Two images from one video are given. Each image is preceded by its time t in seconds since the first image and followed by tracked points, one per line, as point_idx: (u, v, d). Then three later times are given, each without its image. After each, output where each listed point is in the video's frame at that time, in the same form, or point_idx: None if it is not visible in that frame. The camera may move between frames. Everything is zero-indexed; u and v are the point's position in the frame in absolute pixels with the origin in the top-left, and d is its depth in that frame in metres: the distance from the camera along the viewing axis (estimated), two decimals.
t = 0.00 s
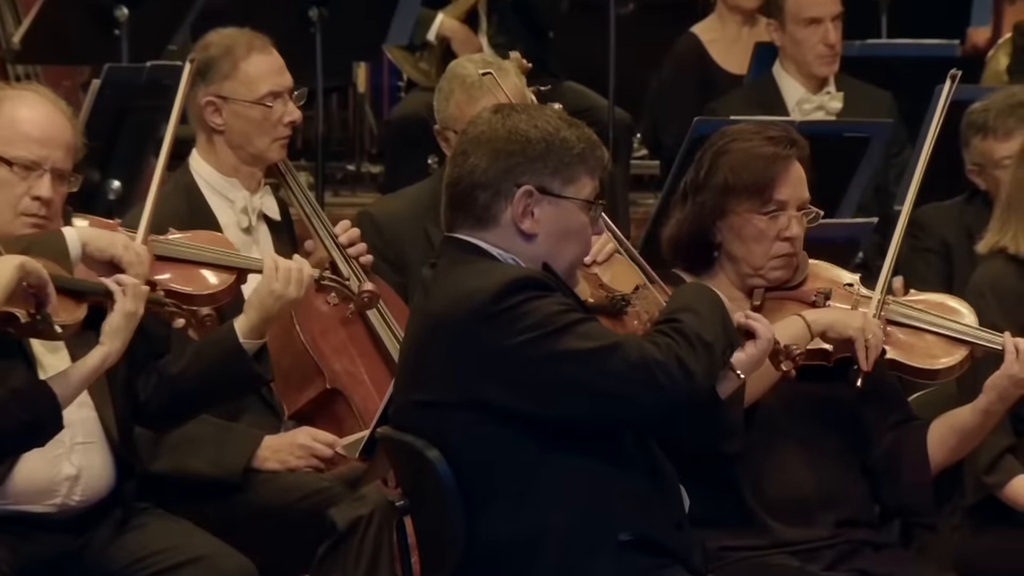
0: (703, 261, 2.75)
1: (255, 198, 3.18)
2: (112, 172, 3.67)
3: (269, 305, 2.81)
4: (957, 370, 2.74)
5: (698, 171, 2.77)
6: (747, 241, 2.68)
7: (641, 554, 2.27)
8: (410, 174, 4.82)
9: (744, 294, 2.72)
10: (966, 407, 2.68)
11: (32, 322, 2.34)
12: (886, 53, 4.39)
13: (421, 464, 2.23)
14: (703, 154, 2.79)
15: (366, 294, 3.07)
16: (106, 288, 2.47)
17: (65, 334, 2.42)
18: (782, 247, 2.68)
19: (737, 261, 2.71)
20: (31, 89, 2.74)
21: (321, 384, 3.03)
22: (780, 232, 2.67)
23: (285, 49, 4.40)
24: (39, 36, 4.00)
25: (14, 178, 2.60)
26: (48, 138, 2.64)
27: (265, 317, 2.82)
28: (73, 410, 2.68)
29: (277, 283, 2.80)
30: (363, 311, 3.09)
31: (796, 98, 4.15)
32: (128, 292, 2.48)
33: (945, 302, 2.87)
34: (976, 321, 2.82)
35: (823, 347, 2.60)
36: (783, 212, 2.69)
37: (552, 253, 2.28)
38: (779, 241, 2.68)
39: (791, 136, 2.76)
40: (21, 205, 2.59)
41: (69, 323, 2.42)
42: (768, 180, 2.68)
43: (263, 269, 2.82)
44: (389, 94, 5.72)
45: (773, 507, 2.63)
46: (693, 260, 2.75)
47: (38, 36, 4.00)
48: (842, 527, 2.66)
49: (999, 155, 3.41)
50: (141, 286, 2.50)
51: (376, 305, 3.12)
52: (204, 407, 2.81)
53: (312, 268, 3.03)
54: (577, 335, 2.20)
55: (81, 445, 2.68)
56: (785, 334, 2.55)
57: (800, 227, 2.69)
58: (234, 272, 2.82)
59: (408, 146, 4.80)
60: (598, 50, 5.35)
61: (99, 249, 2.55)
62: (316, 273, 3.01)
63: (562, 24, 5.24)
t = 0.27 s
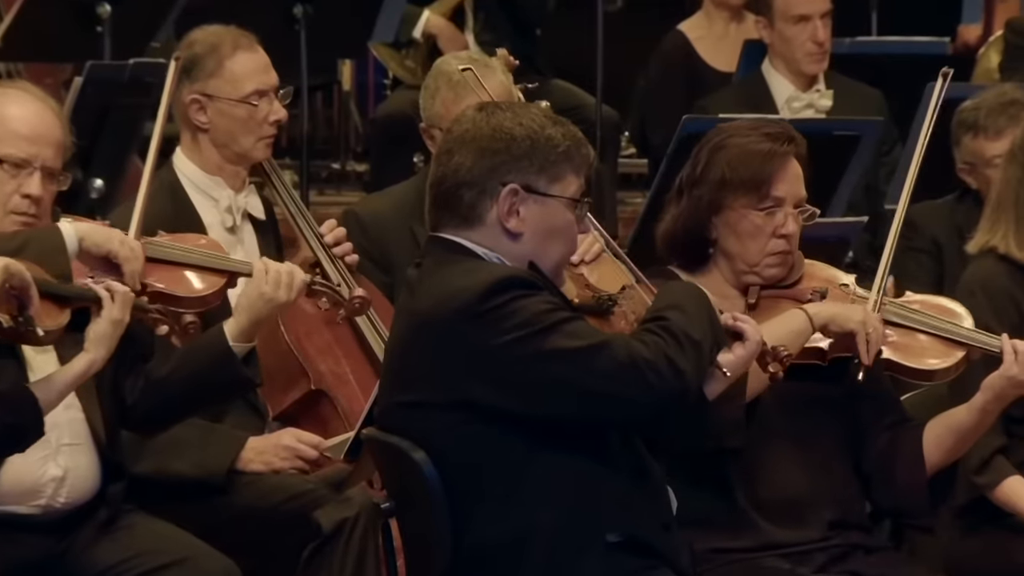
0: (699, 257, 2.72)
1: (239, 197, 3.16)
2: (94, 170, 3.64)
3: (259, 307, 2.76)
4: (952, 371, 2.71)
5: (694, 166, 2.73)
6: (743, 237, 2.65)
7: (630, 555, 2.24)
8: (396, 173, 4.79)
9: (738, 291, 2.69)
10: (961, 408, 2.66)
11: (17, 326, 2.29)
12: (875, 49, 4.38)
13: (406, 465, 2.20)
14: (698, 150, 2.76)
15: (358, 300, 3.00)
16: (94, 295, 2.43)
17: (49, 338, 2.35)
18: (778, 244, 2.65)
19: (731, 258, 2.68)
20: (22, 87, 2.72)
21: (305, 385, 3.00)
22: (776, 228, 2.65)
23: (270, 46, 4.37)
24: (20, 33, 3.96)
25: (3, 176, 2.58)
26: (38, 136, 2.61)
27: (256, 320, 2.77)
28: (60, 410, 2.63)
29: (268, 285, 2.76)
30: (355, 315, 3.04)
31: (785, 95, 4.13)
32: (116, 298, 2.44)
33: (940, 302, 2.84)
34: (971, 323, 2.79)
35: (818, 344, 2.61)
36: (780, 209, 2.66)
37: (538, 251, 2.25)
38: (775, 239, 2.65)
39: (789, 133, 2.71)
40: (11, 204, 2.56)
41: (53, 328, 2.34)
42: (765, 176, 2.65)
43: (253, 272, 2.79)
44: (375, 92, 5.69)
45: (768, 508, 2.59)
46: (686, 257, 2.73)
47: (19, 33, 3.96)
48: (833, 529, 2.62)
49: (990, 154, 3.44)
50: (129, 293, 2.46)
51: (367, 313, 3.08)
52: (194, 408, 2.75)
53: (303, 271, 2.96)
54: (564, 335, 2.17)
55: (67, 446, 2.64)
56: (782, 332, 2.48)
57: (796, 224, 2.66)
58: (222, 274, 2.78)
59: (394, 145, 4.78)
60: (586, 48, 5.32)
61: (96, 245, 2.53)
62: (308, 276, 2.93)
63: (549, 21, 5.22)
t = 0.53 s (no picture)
0: (692, 252, 2.64)
1: (220, 196, 3.13)
2: (74, 169, 3.61)
3: (246, 309, 2.72)
4: (949, 373, 2.67)
5: (690, 162, 2.66)
6: (739, 233, 2.58)
7: (614, 559, 2.21)
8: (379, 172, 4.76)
9: (733, 290, 2.62)
10: (957, 410, 2.62)
11: None
12: (864, 47, 4.38)
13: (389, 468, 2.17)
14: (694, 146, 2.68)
15: (343, 303, 2.94)
16: (77, 300, 2.40)
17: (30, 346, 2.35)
18: (774, 241, 2.58)
19: (726, 254, 2.60)
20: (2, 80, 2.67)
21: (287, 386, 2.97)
22: (773, 225, 2.57)
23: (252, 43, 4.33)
24: None
25: None
26: (19, 133, 2.57)
27: (241, 321, 2.73)
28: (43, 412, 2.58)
29: (256, 288, 2.72)
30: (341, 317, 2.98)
31: (772, 93, 4.10)
32: (99, 306, 2.39)
33: (935, 304, 2.81)
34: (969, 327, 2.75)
35: (813, 343, 2.55)
36: (777, 205, 2.59)
37: (523, 253, 2.23)
38: (771, 236, 2.58)
39: (787, 129, 2.65)
40: None
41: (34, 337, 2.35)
42: (763, 172, 2.58)
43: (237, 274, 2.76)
44: (358, 90, 5.65)
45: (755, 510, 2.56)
46: (682, 250, 2.65)
47: None
48: (823, 532, 2.58)
49: (979, 153, 3.43)
50: (112, 301, 2.40)
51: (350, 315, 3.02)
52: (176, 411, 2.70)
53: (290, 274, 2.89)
54: (549, 339, 2.14)
55: (50, 448, 2.58)
56: (776, 330, 2.41)
57: (792, 222, 2.59)
58: (207, 276, 2.74)
59: (376, 144, 4.75)
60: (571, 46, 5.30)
61: (84, 241, 2.52)
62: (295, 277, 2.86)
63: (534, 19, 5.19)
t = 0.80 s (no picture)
0: (683, 250, 2.62)
1: (199, 195, 3.10)
2: (50, 165, 3.58)
3: (217, 301, 2.72)
4: (936, 379, 2.66)
5: (684, 157, 2.63)
6: (729, 231, 2.55)
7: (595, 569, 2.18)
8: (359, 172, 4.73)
9: (723, 289, 2.59)
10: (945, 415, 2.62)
11: None
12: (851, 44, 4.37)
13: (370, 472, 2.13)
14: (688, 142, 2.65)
15: (318, 292, 2.94)
16: (62, 301, 2.35)
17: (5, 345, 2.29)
18: (764, 240, 2.55)
19: (715, 252, 2.57)
20: None
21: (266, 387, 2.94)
22: (764, 223, 2.54)
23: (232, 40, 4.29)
24: None
25: None
26: None
27: (213, 313, 2.73)
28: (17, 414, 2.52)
29: (227, 277, 2.71)
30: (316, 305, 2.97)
31: (757, 89, 4.08)
32: (85, 307, 2.37)
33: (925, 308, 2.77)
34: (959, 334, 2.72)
35: (802, 347, 2.52)
36: (768, 203, 2.56)
37: (511, 257, 2.17)
38: (760, 235, 2.55)
39: (781, 128, 2.62)
40: None
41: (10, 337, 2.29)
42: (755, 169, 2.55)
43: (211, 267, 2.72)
44: (338, 87, 5.61)
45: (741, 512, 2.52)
46: (671, 247, 2.62)
47: None
48: (810, 535, 2.55)
49: (966, 151, 3.43)
50: (98, 302, 2.39)
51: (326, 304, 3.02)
52: (149, 406, 2.70)
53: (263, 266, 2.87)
54: (532, 348, 2.10)
55: (26, 451, 2.53)
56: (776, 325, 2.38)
57: (783, 221, 2.55)
58: (182, 270, 2.70)
59: (356, 142, 4.71)
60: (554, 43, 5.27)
61: (58, 241, 2.47)
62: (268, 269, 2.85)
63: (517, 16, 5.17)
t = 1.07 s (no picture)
0: (667, 251, 2.60)
1: (181, 193, 3.07)
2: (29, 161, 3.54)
3: (183, 289, 2.69)
4: (924, 382, 2.64)
5: (670, 156, 2.61)
6: (715, 232, 2.53)
7: None
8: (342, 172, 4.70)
9: (708, 290, 2.57)
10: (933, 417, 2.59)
11: None
12: (838, 41, 4.36)
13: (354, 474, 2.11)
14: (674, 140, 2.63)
15: (290, 276, 2.92)
16: (47, 293, 2.32)
17: None
18: (751, 241, 2.52)
19: (701, 252, 2.55)
20: None
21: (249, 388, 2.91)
22: (750, 224, 2.52)
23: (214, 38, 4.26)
24: None
25: None
26: None
27: (180, 301, 2.71)
28: None
29: (193, 266, 2.67)
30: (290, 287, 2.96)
31: (744, 88, 4.06)
32: (68, 299, 2.33)
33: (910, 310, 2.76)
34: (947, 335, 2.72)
35: (789, 351, 2.51)
36: (755, 204, 2.53)
37: (496, 261, 2.15)
38: (747, 235, 2.52)
39: (769, 128, 2.59)
40: None
41: None
42: (740, 171, 2.52)
43: (178, 254, 2.67)
44: (322, 84, 5.59)
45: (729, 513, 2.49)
46: (654, 250, 2.60)
47: None
48: (797, 537, 2.53)
49: (955, 150, 3.41)
50: (82, 293, 2.35)
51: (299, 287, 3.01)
52: (126, 397, 2.72)
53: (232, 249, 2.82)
54: (516, 357, 2.06)
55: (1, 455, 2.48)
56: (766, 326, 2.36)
57: (769, 222, 2.53)
58: (148, 260, 2.64)
59: (338, 141, 4.68)
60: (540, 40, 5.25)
61: (17, 251, 2.41)
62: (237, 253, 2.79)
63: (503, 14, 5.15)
